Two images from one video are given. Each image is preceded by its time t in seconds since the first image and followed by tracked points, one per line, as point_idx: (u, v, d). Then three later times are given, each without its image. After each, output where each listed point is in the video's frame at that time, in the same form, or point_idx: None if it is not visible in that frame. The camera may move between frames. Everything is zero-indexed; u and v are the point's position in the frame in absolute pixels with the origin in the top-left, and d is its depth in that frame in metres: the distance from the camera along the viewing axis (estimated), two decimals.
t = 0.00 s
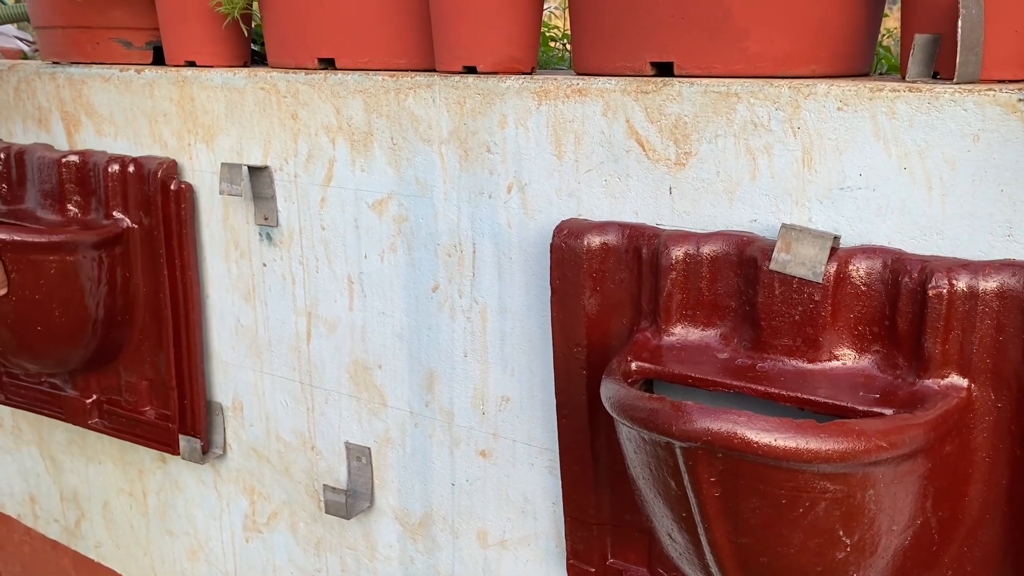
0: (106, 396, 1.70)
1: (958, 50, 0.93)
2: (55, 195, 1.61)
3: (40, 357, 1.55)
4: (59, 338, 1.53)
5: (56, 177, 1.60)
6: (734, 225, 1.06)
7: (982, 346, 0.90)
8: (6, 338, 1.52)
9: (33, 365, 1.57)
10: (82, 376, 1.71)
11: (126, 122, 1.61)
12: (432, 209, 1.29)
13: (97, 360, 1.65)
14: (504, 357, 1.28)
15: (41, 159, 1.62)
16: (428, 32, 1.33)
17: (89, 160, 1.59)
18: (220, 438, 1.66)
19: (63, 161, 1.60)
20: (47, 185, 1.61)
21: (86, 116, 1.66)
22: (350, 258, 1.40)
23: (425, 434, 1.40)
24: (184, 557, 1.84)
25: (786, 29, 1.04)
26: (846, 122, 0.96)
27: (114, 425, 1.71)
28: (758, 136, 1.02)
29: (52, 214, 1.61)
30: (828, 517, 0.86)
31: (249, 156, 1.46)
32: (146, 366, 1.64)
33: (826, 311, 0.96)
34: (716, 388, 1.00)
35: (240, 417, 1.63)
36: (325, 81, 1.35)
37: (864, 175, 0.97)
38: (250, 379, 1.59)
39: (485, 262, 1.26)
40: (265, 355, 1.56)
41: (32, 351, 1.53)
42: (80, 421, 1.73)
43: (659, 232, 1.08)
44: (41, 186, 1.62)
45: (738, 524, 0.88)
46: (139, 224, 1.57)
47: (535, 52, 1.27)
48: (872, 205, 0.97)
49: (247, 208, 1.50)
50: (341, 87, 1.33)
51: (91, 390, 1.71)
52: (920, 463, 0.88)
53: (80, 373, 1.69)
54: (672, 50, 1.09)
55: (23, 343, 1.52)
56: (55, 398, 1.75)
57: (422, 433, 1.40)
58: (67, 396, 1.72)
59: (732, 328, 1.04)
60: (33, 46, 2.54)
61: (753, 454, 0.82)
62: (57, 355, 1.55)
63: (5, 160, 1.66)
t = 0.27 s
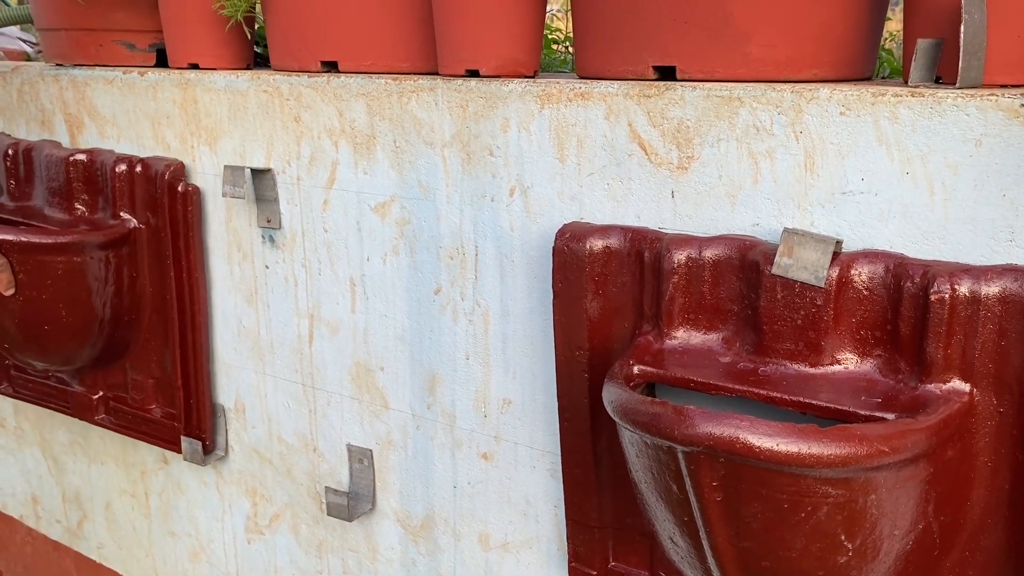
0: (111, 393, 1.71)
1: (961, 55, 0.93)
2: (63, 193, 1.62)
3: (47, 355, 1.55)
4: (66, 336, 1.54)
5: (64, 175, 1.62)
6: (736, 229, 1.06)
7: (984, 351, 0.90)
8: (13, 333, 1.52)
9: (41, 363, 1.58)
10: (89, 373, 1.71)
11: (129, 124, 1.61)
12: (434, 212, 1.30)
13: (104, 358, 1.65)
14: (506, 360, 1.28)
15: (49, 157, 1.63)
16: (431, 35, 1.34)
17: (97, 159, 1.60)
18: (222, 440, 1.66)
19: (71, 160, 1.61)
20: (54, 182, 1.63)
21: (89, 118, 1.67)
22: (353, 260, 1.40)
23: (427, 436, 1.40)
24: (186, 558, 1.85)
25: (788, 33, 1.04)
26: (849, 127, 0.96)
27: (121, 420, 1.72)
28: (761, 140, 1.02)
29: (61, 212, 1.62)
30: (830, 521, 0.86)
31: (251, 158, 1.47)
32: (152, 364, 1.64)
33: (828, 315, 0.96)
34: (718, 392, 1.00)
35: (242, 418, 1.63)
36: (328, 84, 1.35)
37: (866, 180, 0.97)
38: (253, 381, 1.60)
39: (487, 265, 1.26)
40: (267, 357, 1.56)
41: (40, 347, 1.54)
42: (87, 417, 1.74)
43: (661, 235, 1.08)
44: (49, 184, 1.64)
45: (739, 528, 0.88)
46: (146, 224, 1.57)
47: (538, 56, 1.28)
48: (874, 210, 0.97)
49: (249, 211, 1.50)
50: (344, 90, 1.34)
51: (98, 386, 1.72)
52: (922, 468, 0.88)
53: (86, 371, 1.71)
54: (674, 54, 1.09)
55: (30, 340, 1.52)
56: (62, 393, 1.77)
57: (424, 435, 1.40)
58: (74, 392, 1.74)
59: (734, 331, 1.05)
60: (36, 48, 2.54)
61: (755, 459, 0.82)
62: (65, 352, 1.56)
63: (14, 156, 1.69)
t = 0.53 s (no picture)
0: (118, 390, 1.71)
1: (964, 57, 0.93)
2: (70, 191, 1.62)
3: (53, 352, 1.56)
4: (72, 335, 1.54)
5: (71, 174, 1.61)
6: (738, 231, 1.06)
7: (986, 354, 0.90)
8: (18, 330, 1.52)
9: (47, 360, 1.58)
10: (100, 370, 1.72)
11: (132, 124, 1.61)
12: (436, 213, 1.30)
13: (110, 356, 1.66)
14: (507, 361, 1.28)
15: (57, 155, 1.64)
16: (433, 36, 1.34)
17: (103, 158, 1.60)
18: (224, 440, 1.66)
19: (78, 158, 1.60)
20: (62, 181, 1.63)
21: (92, 118, 1.67)
22: (355, 261, 1.40)
23: (428, 438, 1.40)
24: (187, 558, 1.85)
25: (791, 35, 1.04)
26: (851, 129, 0.96)
27: (126, 417, 1.72)
28: (763, 142, 1.02)
29: (68, 210, 1.62)
30: (831, 523, 0.86)
31: (254, 159, 1.47)
32: (157, 362, 1.64)
33: (830, 317, 0.96)
34: (720, 393, 1.00)
35: (244, 419, 1.63)
36: (330, 85, 1.35)
37: (868, 182, 0.97)
38: (254, 381, 1.60)
39: (489, 266, 1.26)
40: (269, 358, 1.56)
41: (47, 343, 1.54)
42: (96, 411, 1.75)
43: (663, 237, 1.08)
44: (58, 181, 1.64)
45: (741, 530, 0.88)
46: (149, 225, 1.56)
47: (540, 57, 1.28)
48: (876, 212, 0.97)
49: (252, 211, 1.50)
50: (346, 91, 1.34)
51: (107, 382, 1.72)
52: (924, 470, 0.88)
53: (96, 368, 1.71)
54: (677, 55, 1.09)
55: (36, 337, 1.52)
56: (72, 387, 1.78)
57: (426, 436, 1.40)
58: (83, 387, 1.75)
59: (735, 333, 1.05)
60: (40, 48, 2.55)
61: (756, 461, 0.82)
62: (70, 350, 1.56)
63: (23, 153, 1.69)
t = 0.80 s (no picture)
0: (123, 387, 1.72)
1: (969, 58, 0.93)
2: (80, 188, 1.62)
3: (60, 346, 1.56)
4: (77, 331, 1.55)
5: (80, 171, 1.61)
6: (742, 231, 1.06)
7: (990, 355, 0.90)
8: (26, 324, 1.54)
9: (53, 355, 1.59)
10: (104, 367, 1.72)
11: (136, 123, 1.61)
12: (439, 212, 1.30)
13: (115, 353, 1.66)
14: (510, 360, 1.28)
15: (67, 151, 1.63)
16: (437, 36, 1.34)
17: (111, 155, 1.59)
18: (227, 439, 1.67)
19: (87, 155, 1.60)
20: (72, 177, 1.63)
21: (96, 117, 1.67)
22: (358, 260, 1.40)
23: (431, 437, 1.40)
24: (189, 556, 1.85)
25: (796, 35, 1.04)
26: (855, 129, 0.96)
27: (131, 415, 1.72)
28: (767, 142, 1.02)
29: (77, 207, 1.62)
30: (835, 524, 0.86)
31: (258, 158, 1.47)
32: (162, 360, 1.64)
33: (833, 317, 0.96)
34: (723, 393, 1.00)
35: (247, 417, 1.63)
36: (334, 84, 1.35)
37: (872, 182, 0.97)
38: (257, 380, 1.60)
39: (492, 265, 1.26)
40: (272, 356, 1.56)
41: (53, 339, 1.55)
42: (100, 409, 1.75)
43: (666, 237, 1.08)
44: (67, 178, 1.64)
45: (743, 530, 0.88)
46: (155, 221, 1.57)
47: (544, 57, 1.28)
48: (879, 212, 0.97)
49: (255, 210, 1.50)
50: (350, 90, 1.34)
51: (111, 379, 1.73)
52: (928, 471, 0.88)
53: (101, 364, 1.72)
54: (681, 56, 1.09)
55: (42, 332, 1.53)
56: (78, 384, 1.78)
57: (428, 435, 1.40)
58: (89, 384, 1.75)
59: (739, 333, 1.04)
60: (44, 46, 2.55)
61: (759, 461, 0.82)
62: (75, 346, 1.57)
63: (35, 150, 1.68)
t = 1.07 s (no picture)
0: (129, 385, 1.71)
1: (975, 62, 0.93)
2: (84, 186, 1.62)
3: (66, 345, 1.56)
4: (83, 329, 1.55)
5: (85, 168, 1.62)
6: (747, 234, 1.06)
7: (995, 359, 0.90)
8: (32, 324, 1.53)
9: (59, 354, 1.59)
10: (110, 365, 1.72)
11: (141, 124, 1.62)
12: (444, 214, 1.30)
13: (121, 350, 1.67)
14: (514, 361, 1.28)
15: (71, 150, 1.63)
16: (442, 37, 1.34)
17: (115, 152, 1.60)
18: (230, 439, 1.67)
19: (91, 153, 1.61)
20: (76, 175, 1.63)
21: (101, 117, 1.67)
22: (362, 262, 1.40)
23: (434, 439, 1.40)
24: (193, 556, 1.85)
25: (802, 38, 1.04)
26: (861, 133, 0.96)
27: (138, 413, 1.71)
28: (773, 145, 1.02)
29: (82, 204, 1.63)
30: (839, 528, 0.85)
31: (262, 159, 1.47)
32: (168, 357, 1.64)
33: (839, 321, 0.96)
34: (728, 397, 1.00)
35: (251, 418, 1.64)
36: (339, 86, 1.35)
37: (878, 186, 0.96)
38: (261, 380, 1.60)
39: (496, 267, 1.26)
40: (276, 357, 1.57)
41: (60, 337, 1.55)
42: (107, 407, 1.75)
43: (671, 239, 1.08)
44: (71, 177, 1.64)
45: (748, 534, 0.88)
46: (160, 218, 1.57)
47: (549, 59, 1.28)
48: (885, 216, 0.97)
49: (259, 211, 1.50)
50: (355, 91, 1.34)
51: (118, 378, 1.73)
52: (933, 476, 0.88)
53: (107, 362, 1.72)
54: (686, 58, 1.09)
55: (48, 330, 1.53)
56: (84, 383, 1.78)
57: (432, 437, 1.40)
58: (96, 382, 1.75)
59: (743, 337, 1.04)
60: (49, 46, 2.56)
61: (764, 465, 0.82)
62: (81, 343, 1.57)
63: (40, 149, 1.68)
